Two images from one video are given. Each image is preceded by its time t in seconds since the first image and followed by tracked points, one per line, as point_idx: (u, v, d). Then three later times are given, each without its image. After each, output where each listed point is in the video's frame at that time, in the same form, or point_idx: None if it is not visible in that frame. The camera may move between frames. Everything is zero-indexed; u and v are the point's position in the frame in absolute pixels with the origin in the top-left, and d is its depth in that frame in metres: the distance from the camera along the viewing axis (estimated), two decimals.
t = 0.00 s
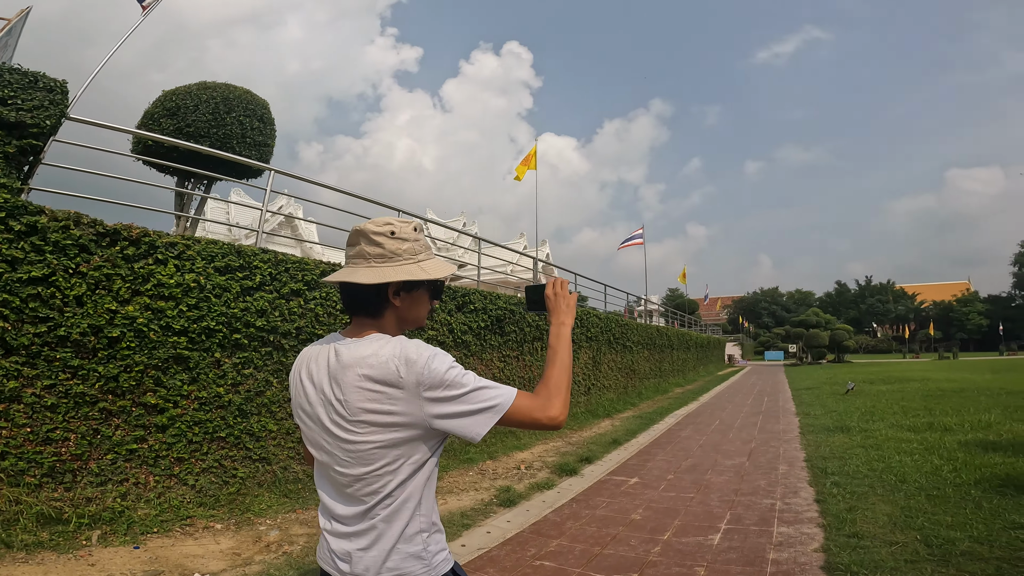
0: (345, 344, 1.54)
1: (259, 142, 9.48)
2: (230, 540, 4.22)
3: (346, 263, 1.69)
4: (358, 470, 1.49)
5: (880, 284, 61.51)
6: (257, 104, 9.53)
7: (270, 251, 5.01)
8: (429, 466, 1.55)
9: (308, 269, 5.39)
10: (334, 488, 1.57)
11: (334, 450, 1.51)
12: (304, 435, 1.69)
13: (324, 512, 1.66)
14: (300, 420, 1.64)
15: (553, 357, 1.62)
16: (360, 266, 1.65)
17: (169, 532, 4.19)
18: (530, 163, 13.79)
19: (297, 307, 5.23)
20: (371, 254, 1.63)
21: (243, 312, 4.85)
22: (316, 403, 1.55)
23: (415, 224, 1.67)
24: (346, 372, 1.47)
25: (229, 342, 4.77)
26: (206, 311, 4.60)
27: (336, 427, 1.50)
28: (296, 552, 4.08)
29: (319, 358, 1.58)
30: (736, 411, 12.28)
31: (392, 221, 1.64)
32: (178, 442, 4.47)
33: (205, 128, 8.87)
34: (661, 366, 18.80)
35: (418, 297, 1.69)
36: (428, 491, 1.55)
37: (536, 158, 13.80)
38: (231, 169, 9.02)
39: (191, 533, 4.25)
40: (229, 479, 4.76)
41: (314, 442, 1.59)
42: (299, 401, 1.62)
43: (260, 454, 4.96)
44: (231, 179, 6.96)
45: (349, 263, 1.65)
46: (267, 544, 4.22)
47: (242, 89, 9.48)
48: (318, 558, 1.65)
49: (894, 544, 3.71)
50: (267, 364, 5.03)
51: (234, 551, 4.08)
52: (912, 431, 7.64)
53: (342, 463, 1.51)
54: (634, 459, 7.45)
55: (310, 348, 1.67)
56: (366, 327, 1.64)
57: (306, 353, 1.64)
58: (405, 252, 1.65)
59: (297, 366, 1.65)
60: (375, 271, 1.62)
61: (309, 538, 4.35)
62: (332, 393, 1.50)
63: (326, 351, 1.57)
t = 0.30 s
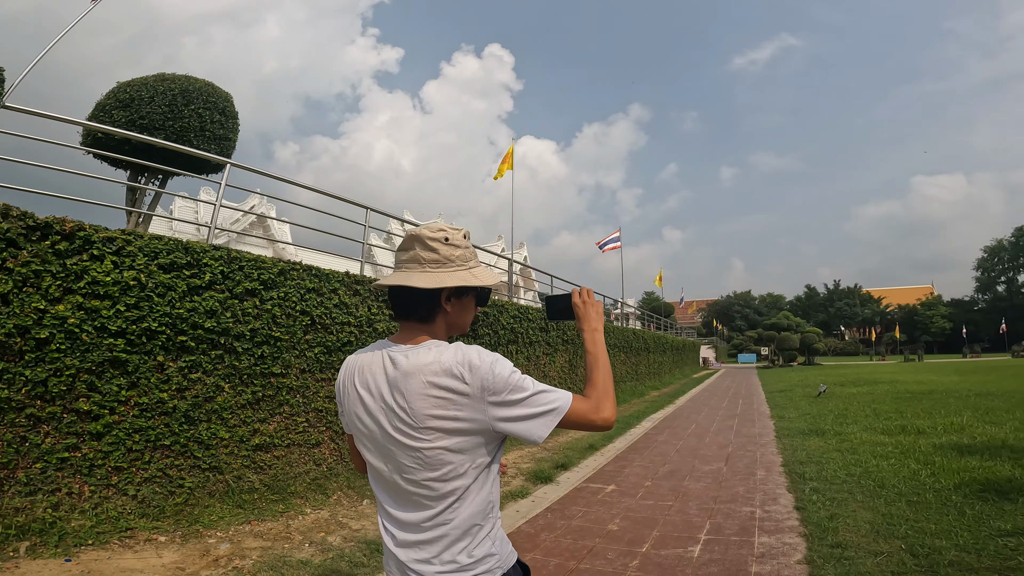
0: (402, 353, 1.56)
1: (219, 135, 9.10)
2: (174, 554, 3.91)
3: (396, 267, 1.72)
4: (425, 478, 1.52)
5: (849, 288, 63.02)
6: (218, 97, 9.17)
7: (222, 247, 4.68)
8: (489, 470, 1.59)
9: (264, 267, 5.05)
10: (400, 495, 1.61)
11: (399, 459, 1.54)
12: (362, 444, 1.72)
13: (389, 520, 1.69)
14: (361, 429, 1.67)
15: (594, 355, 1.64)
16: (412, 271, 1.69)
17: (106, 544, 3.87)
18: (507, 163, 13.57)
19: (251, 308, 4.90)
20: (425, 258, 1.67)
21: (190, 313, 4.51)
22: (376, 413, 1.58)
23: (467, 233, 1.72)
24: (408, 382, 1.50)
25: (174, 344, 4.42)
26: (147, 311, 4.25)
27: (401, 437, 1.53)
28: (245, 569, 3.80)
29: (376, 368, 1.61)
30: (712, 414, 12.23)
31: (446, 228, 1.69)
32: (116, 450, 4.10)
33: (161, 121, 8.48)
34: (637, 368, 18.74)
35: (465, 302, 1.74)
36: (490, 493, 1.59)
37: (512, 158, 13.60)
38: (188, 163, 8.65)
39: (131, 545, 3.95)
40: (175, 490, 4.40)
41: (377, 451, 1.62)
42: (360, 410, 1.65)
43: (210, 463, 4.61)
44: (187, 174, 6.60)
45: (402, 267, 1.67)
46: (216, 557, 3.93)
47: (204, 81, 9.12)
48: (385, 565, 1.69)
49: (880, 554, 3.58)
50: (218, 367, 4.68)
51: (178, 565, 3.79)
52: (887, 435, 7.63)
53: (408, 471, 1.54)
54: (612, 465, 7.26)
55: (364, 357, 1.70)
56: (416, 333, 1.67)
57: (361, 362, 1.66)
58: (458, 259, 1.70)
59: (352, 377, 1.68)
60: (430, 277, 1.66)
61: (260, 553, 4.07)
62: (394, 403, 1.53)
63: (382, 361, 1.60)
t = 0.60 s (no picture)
0: (425, 350, 1.61)
1: (174, 126, 8.67)
2: (106, 567, 3.62)
3: (423, 262, 1.76)
4: (448, 472, 1.58)
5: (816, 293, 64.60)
6: (175, 87, 8.77)
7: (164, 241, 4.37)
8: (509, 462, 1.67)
9: (213, 263, 4.73)
10: (421, 491, 1.65)
11: (422, 454, 1.60)
12: (381, 440, 1.76)
13: (406, 515, 1.74)
14: (381, 425, 1.71)
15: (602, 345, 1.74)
16: (440, 268, 1.75)
17: (31, 553, 3.57)
18: (481, 163, 13.32)
19: (197, 306, 4.57)
20: (454, 256, 1.73)
21: (127, 310, 4.19)
22: (398, 410, 1.62)
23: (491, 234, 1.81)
24: (434, 379, 1.55)
25: (108, 344, 4.09)
26: (77, 308, 3.92)
27: (424, 433, 1.58)
28: None
29: (397, 365, 1.64)
30: (685, 417, 12.19)
31: (475, 228, 1.76)
32: (41, 456, 3.78)
33: (111, 110, 8.04)
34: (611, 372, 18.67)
35: (484, 301, 1.83)
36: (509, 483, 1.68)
37: (486, 157, 13.37)
38: (139, 155, 8.21)
39: (58, 556, 3.64)
40: (110, 499, 4.09)
41: (397, 447, 1.66)
42: (381, 406, 1.69)
43: (149, 470, 4.29)
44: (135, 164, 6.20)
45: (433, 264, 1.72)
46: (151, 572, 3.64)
47: (160, 71, 8.72)
48: (401, 561, 1.73)
49: (861, 564, 3.46)
50: (158, 370, 4.35)
51: None
52: (857, 437, 7.64)
53: (431, 467, 1.59)
54: (585, 470, 7.08)
55: (382, 354, 1.73)
56: (438, 330, 1.75)
57: (381, 360, 1.70)
58: (482, 259, 1.78)
59: (371, 374, 1.72)
60: (460, 276, 1.73)
61: (202, 567, 3.78)
62: (418, 399, 1.57)
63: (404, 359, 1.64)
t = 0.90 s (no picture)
0: (431, 353, 1.63)
1: (132, 118, 8.21)
2: None
3: (422, 263, 1.76)
4: (455, 472, 1.62)
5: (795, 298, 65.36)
6: (135, 78, 8.34)
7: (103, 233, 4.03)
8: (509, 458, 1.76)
9: (158, 257, 4.39)
10: (425, 491, 1.67)
11: (429, 455, 1.61)
12: (380, 441, 1.75)
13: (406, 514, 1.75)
14: (382, 426, 1.71)
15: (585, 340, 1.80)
16: (440, 268, 1.76)
17: None
18: (460, 162, 13.01)
19: (138, 303, 4.23)
20: (454, 256, 1.75)
21: (58, 305, 3.84)
22: (404, 412, 1.63)
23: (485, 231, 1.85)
24: (444, 381, 1.58)
25: (35, 343, 3.73)
26: None
27: (432, 435, 1.60)
28: None
29: (401, 367, 1.65)
30: (667, 423, 11.98)
31: (471, 226, 1.79)
32: None
33: (63, 100, 7.59)
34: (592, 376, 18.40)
35: (481, 297, 1.88)
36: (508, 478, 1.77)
37: (466, 157, 13.08)
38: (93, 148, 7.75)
39: None
40: (36, 507, 3.72)
41: (401, 449, 1.67)
42: (384, 408, 1.69)
43: (82, 478, 3.92)
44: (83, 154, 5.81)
45: (435, 263, 1.73)
46: None
47: (119, 62, 8.30)
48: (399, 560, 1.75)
49: None
50: (93, 371, 3.98)
51: None
52: (842, 442, 7.48)
53: (437, 468, 1.61)
54: (565, 479, 6.79)
55: (381, 356, 1.72)
56: (441, 331, 1.77)
57: (383, 362, 1.69)
58: (480, 256, 1.82)
59: (373, 376, 1.71)
60: (462, 274, 1.75)
61: None
62: (427, 401, 1.59)
63: (409, 361, 1.65)
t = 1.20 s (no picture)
0: (436, 360, 1.41)
1: (93, 112, 7.85)
2: None
3: (425, 262, 1.54)
4: (461, 492, 1.41)
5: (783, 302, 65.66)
6: (98, 71, 8.01)
7: (43, 228, 3.75)
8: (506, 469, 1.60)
9: (105, 255, 4.11)
10: (422, 513, 1.43)
11: (432, 474, 1.39)
12: (362, 457, 1.48)
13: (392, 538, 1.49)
14: (367, 442, 1.44)
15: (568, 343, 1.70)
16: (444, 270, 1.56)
17: None
18: (446, 161, 12.69)
19: (82, 303, 3.95)
20: (460, 256, 1.55)
21: None
22: (402, 427, 1.38)
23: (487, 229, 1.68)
24: (453, 393, 1.37)
25: None
26: None
27: (437, 452, 1.38)
28: None
29: (399, 376, 1.40)
30: (657, 429, 11.70)
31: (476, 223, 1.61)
32: None
33: (19, 93, 7.25)
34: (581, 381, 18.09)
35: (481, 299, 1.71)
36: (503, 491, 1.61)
37: (451, 156, 12.76)
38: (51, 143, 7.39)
39: None
40: None
41: (395, 468, 1.42)
42: (372, 421, 1.42)
43: (19, 488, 3.65)
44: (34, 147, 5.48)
45: (440, 265, 1.52)
46: None
47: (81, 54, 7.98)
48: None
49: None
50: (30, 376, 3.72)
51: None
52: (836, 449, 7.24)
53: (440, 489, 1.39)
54: (551, 489, 6.46)
55: (369, 361, 1.45)
56: (442, 338, 1.56)
57: (374, 369, 1.42)
58: (482, 255, 1.64)
59: (359, 384, 1.43)
60: (468, 276, 1.56)
61: None
62: (431, 416, 1.37)
63: (408, 368, 1.40)
